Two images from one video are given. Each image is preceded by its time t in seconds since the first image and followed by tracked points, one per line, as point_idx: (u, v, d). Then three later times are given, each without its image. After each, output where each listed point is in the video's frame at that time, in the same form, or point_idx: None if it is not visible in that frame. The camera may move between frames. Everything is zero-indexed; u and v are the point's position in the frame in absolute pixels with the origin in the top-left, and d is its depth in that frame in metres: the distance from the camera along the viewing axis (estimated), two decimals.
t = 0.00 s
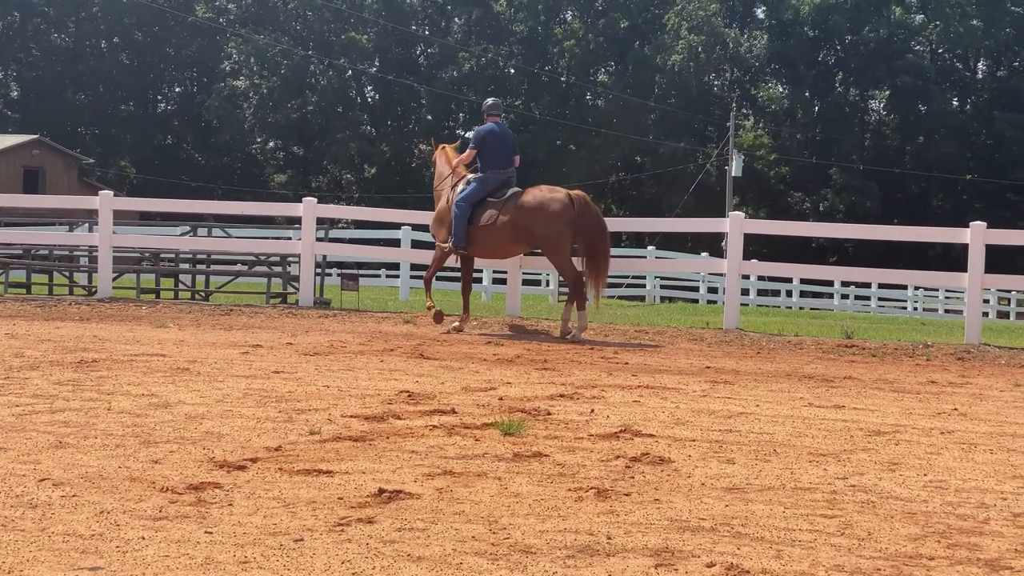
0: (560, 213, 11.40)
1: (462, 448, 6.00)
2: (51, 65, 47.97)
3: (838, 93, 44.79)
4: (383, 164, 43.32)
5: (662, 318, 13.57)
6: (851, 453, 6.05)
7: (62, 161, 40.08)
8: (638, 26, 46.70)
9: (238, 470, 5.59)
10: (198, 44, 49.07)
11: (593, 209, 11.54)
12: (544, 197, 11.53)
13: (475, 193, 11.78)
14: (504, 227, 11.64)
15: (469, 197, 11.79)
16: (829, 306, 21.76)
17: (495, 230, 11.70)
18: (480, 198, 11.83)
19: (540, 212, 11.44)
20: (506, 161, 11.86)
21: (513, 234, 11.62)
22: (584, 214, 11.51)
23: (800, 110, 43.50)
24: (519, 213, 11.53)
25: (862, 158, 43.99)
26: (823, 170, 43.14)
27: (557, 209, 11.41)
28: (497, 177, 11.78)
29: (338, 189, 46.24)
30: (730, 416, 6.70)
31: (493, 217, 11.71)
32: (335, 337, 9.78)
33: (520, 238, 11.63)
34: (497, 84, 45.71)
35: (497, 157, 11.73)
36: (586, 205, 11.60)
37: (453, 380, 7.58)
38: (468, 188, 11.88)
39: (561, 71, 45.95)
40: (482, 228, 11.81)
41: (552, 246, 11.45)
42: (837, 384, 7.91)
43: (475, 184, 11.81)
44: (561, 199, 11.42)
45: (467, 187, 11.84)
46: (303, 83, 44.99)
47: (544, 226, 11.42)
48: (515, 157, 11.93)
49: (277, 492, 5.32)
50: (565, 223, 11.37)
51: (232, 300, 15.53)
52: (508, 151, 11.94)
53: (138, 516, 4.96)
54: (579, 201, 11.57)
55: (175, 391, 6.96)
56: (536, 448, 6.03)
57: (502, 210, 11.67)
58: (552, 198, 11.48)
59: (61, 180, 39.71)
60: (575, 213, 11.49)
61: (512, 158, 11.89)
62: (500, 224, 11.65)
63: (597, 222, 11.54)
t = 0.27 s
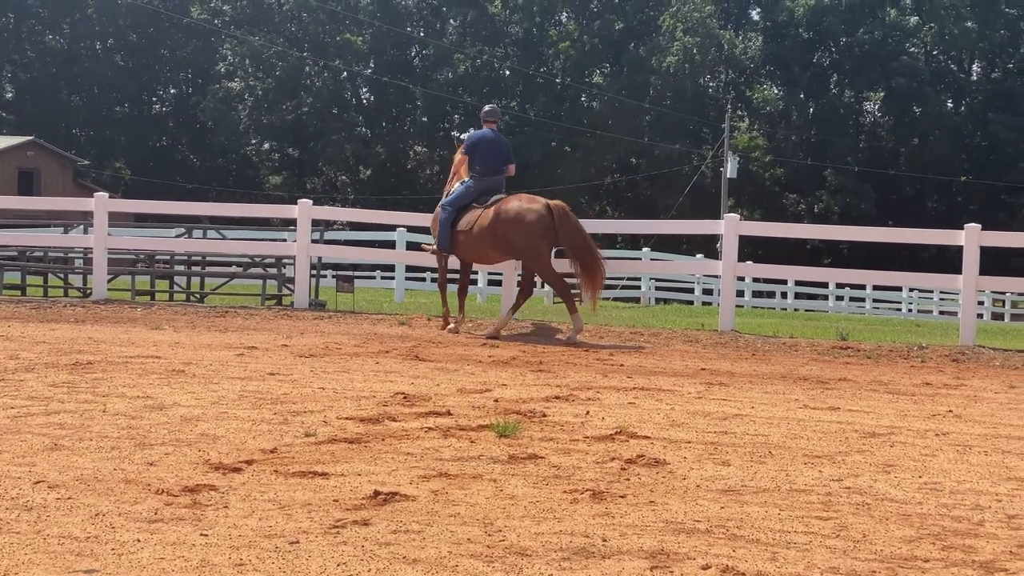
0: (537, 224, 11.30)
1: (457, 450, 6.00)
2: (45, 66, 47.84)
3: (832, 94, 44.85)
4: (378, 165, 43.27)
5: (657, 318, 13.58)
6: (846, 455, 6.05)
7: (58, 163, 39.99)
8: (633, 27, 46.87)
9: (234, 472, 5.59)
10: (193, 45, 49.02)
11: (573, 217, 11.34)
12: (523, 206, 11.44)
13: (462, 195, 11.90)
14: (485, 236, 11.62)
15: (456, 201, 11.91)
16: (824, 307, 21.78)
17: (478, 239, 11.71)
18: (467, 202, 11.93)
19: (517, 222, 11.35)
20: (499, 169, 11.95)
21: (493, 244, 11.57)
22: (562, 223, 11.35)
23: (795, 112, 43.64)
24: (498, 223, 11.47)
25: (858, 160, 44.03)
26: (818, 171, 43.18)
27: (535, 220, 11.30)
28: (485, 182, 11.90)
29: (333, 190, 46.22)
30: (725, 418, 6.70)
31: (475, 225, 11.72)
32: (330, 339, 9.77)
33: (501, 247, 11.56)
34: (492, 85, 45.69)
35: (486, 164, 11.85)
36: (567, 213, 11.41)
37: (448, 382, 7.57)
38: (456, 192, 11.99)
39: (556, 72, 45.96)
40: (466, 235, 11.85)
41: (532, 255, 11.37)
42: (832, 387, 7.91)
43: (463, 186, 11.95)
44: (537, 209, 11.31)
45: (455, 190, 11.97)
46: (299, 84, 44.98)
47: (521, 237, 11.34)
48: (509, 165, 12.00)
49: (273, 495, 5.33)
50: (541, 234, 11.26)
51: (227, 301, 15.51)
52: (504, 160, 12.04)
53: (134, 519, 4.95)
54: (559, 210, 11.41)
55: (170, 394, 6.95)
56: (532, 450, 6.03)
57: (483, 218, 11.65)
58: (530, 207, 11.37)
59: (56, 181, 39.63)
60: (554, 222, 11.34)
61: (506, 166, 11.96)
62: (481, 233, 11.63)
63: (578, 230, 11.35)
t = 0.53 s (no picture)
0: (490, 222, 11.07)
1: (450, 451, 6.00)
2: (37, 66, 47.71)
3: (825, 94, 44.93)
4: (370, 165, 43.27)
5: (650, 319, 13.58)
6: (838, 456, 6.06)
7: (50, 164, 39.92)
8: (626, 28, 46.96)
9: (226, 473, 5.58)
10: (186, 45, 48.95)
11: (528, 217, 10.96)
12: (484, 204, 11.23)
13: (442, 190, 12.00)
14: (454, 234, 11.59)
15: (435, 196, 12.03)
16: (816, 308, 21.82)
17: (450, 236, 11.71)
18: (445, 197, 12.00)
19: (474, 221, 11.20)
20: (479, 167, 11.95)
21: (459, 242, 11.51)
22: (518, 222, 11.05)
23: (787, 113, 44.32)
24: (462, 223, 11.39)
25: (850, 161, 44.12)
26: (811, 172, 43.29)
27: (490, 218, 11.07)
28: (461, 179, 11.94)
29: (326, 191, 46.29)
30: (717, 419, 6.71)
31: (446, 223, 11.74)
32: (323, 340, 9.76)
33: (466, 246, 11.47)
34: (485, 86, 45.71)
35: (465, 161, 11.90)
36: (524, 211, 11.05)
37: (441, 383, 7.57)
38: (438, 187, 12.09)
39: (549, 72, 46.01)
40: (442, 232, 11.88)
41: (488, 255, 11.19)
42: (825, 387, 7.92)
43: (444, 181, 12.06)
44: (491, 209, 11.08)
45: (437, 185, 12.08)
46: (291, 85, 44.94)
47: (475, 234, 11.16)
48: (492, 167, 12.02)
49: (265, 496, 5.32)
50: (492, 234, 11.01)
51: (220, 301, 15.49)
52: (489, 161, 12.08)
53: (126, 520, 4.95)
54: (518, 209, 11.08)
55: (162, 395, 6.95)
56: (524, 451, 6.03)
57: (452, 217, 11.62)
58: (487, 207, 11.15)
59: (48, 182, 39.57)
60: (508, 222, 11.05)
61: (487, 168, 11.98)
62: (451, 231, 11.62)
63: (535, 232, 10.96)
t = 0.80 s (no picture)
0: (450, 217, 11.12)
1: (440, 450, 6.00)
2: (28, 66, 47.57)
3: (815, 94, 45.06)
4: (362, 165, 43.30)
5: (640, 319, 13.59)
6: (827, 454, 6.07)
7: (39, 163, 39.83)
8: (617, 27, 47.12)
9: (215, 473, 5.58)
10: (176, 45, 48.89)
11: (484, 213, 10.88)
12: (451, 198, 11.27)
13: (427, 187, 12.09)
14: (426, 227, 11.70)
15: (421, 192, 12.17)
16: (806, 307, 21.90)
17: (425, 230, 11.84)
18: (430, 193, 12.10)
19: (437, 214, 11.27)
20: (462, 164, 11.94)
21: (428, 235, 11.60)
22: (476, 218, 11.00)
23: (778, 112, 44.73)
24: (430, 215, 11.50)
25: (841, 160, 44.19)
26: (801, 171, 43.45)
27: (450, 212, 11.11)
28: (443, 175, 11.95)
29: (316, 191, 46.51)
30: (707, 417, 6.72)
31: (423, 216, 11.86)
32: (313, 339, 9.77)
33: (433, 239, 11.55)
34: (476, 86, 45.90)
35: (447, 158, 11.93)
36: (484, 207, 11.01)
37: (431, 381, 7.59)
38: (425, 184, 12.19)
39: (540, 72, 46.12)
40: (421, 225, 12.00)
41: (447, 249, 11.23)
42: (815, 386, 7.93)
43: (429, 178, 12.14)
44: (454, 202, 11.12)
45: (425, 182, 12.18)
46: (282, 85, 44.98)
47: (433, 226, 11.23)
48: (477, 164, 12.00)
49: (254, 496, 5.32)
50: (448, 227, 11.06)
51: (210, 302, 15.48)
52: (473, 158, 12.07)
53: (115, 520, 4.94)
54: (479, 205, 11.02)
55: (152, 394, 6.94)
56: (514, 450, 6.03)
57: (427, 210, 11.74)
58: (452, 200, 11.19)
59: (38, 181, 39.47)
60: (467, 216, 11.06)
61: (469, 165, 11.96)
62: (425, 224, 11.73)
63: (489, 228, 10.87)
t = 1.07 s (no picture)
0: (407, 213, 11.34)
1: (427, 450, 6.00)
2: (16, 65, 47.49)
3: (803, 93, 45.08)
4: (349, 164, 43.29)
5: (628, 318, 13.61)
6: (814, 453, 6.07)
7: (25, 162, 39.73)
8: (605, 26, 47.19)
9: (202, 473, 5.57)
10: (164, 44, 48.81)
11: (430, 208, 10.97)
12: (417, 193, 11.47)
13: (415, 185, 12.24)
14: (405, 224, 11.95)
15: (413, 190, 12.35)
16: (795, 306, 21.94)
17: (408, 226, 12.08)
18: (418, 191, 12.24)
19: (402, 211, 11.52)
20: (446, 159, 11.89)
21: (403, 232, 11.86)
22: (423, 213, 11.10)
23: (766, 110, 44.36)
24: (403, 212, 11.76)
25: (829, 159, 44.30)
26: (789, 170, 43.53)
27: (407, 208, 11.34)
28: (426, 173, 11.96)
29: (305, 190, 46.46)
30: (694, 416, 6.72)
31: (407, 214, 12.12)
32: (301, 339, 9.75)
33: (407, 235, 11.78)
34: (464, 84, 45.73)
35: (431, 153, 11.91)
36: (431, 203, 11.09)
37: (418, 381, 7.57)
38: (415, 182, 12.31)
39: (528, 71, 46.20)
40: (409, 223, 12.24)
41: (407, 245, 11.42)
42: (802, 385, 7.94)
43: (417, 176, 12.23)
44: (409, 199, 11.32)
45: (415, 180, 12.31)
46: (269, 84, 44.91)
47: (397, 218, 11.55)
48: (459, 156, 11.95)
49: (240, 496, 5.31)
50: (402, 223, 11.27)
51: (198, 301, 15.44)
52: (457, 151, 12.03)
53: (100, 520, 4.93)
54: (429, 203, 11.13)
55: (138, 394, 6.93)
56: (501, 449, 6.03)
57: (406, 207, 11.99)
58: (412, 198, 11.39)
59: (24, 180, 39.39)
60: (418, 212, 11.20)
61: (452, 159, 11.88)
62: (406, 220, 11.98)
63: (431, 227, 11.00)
